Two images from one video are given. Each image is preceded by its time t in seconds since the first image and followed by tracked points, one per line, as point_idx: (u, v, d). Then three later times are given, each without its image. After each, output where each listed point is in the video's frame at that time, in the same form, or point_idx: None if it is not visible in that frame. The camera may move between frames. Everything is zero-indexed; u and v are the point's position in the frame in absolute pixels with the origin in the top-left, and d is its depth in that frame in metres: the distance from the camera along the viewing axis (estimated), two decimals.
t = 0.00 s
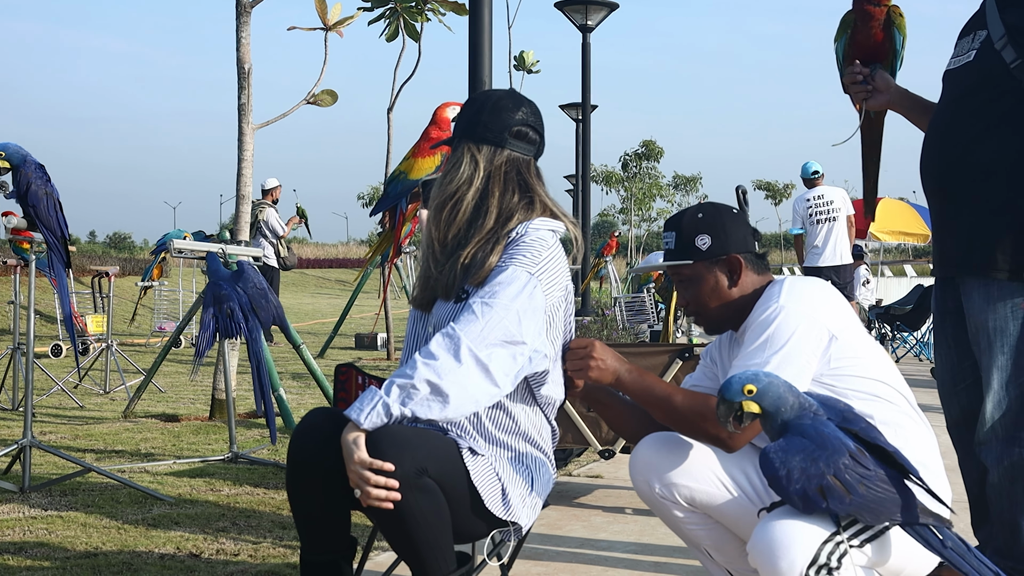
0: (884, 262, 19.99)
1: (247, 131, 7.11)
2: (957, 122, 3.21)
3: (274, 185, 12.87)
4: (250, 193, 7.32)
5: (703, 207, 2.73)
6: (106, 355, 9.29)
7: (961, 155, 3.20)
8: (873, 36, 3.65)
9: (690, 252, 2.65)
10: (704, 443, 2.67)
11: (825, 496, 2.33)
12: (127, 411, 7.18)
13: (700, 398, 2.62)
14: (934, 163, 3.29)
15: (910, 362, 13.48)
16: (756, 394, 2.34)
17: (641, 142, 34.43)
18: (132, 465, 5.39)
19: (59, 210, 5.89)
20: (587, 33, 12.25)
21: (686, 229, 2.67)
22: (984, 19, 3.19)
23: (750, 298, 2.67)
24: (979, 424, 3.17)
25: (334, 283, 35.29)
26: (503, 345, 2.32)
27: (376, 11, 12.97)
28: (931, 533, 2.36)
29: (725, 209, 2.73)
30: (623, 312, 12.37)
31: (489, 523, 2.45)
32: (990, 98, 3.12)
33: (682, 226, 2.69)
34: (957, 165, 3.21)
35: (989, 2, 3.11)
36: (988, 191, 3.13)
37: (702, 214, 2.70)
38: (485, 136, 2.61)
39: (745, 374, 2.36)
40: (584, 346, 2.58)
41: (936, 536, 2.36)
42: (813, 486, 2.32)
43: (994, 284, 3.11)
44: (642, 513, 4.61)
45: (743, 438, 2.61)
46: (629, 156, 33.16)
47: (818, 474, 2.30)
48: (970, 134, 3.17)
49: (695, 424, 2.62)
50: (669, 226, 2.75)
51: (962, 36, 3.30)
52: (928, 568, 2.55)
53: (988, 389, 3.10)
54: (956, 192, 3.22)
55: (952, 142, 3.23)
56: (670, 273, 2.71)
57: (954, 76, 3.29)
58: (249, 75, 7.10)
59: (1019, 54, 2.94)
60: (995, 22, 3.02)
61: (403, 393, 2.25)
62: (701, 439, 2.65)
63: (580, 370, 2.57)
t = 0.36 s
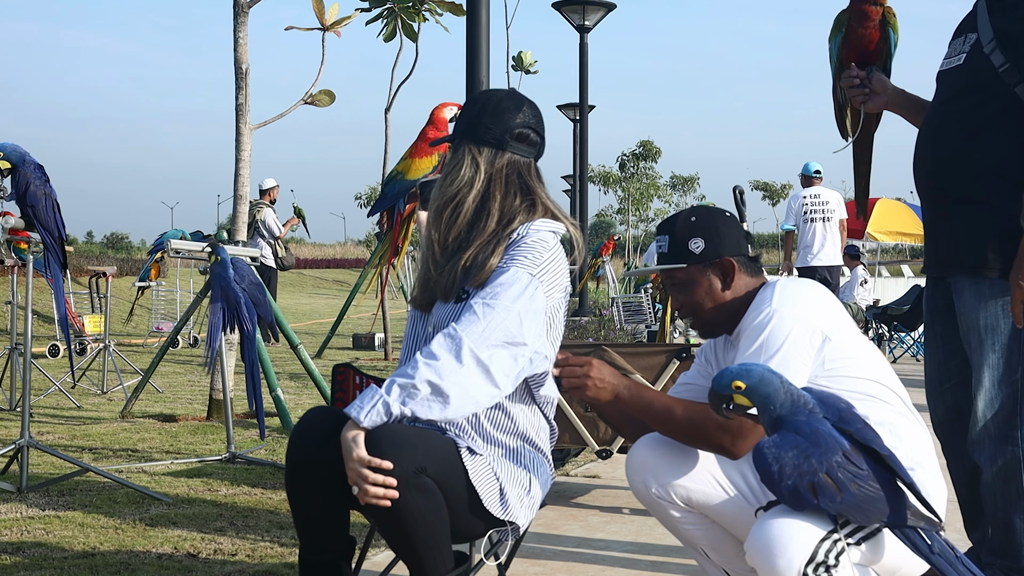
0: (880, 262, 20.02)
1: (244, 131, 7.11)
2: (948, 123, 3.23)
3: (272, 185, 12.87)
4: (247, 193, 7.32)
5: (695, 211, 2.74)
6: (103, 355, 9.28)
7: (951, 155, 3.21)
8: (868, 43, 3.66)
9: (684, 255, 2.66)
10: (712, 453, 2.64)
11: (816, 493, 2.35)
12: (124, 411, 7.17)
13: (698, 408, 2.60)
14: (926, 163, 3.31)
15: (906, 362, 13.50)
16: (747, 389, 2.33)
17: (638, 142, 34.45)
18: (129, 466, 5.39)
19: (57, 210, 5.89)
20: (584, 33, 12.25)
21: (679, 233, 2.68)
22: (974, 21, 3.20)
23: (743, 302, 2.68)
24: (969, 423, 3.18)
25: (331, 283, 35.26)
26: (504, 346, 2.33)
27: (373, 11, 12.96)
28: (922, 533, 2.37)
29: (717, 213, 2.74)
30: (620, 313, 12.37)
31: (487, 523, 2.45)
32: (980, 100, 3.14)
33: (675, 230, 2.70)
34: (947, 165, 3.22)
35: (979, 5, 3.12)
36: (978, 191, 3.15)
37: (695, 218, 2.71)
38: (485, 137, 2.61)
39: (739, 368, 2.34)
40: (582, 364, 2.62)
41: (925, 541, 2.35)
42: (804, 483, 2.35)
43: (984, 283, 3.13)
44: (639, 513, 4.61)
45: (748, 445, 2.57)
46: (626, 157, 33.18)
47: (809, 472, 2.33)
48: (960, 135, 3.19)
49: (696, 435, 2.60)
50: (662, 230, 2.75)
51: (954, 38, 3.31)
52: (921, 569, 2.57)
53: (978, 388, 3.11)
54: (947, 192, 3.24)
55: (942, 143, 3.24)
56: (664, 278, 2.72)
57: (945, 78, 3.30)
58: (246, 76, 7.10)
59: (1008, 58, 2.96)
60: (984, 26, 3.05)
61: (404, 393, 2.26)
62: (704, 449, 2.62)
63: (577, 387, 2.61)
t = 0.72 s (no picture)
0: (877, 262, 20.02)
1: (241, 129, 7.10)
2: (947, 122, 3.24)
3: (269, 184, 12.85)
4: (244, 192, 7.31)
5: (695, 210, 2.73)
6: (100, 354, 9.27)
7: (950, 155, 3.22)
8: (864, 41, 3.64)
9: (684, 255, 2.65)
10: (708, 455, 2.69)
11: (803, 485, 2.36)
12: (121, 410, 7.15)
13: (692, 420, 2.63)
14: (925, 162, 3.31)
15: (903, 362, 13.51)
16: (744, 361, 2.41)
17: (635, 142, 34.46)
18: (126, 464, 5.37)
19: (54, 208, 5.88)
20: (581, 32, 12.25)
21: (679, 232, 2.67)
22: (973, 21, 3.21)
23: (743, 302, 2.68)
24: (967, 421, 3.18)
25: (327, 282, 35.23)
26: (506, 346, 2.33)
27: (370, 10, 12.95)
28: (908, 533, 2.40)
29: (717, 212, 2.73)
30: (617, 312, 12.38)
31: (485, 522, 2.45)
32: (979, 100, 3.14)
33: (675, 229, 2.69)
34: (947, 165, 3.23)
35: (977, 5, 3.13)
36: (977, 191, 3.16)
37: (695, 217, 2.70)
38: (486, 136, 2.61)
39: (753, 340, 2.40)
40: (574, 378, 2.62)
41: (915, 542, 2.39)
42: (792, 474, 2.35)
43: (984, 281, 3.13)
44: (637, 512, 4.61)
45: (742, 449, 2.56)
46: (623, 156, 33.18)
47: (797, 463, 2.33)
48: (959, 134, 3.19)
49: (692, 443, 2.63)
50: (661, 229, 2.74)
51: (953, 38, 3.32)
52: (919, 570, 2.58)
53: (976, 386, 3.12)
54: (946, 191, 3.24)
55: (941, 142, 3.25)
56: (663, 277, 2.71)
57: (945, 78, 3.30)
58: (243, 74, 7.09)
59: (1008, 58, 2.96)
60: (982, 26, 3.05)
61: (405, 391, 2.25)
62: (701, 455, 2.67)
63: (568, 404, 2.62)
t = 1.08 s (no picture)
0: (874, 263, 20.03)
1: (238, 130, 7.10)
2: (946, 121, 3.24)
3: (267, 186, 12.84)
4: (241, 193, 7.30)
5: (698, 207, 2.72)
6: (97, 354, 9.26)
7: (949, 153, 3.22)
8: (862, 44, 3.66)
9: (685, 253, 2.65)
10: (711, 461, 2.72)
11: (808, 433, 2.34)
12: (118, 411, 7.14)
13: (688, 426, 2.64)
14: (924, 161, 3.31)
15: (900, 362, 13.51)
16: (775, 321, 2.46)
17: (632, 142, 34.47)
18: (123, 465, 5.36)
19: (50, 208, 5.85)
20: (578, 33, 12.25)
21: (680, 230, 2.66)
22: (972, 22, 3.21)
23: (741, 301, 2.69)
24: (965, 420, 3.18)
25: (325, 283, 35.20)
26: (505, 344, 2.33)
27: (367, 10, 12.95)
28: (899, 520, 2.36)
29: (719, 211, 2.73)
30: (614, 312, 12.37)
31: (483, 521, 2.45)
32: (978, 99, 3.15)
33: (676, 225, 2.68)
34: (947, 163, 3.23)
35: (976, 5, 3.14)
36: (976, 188, 3.16)
37: (697, 214, 2.69)
38: (485, 133, 2.60)
39: (777, 302, 2.45)
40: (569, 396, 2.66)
41: (905, 527, 2.34)
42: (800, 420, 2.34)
43: (984, 280, 3.13)
44: (634, 512, 4.61)
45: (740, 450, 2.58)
46: (620, 157, 33.19)
47: (808, 408, 2.32)
48: (958, 134, 3.20)
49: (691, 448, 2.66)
50: (662, 225, 2.73)
51: (951, 39, 3.32)
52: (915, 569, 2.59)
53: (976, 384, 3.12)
54: (945, 188, 3.24)
55: (941, 141, 3.25)
56: (661, 274, 2.70)
57: (944, 78, 3.31)
58: (240, 74, 7.08)
59: (1007, 56, 2.97)
60: (982, 26, 3.06)
61: (403, 389, 2.25)
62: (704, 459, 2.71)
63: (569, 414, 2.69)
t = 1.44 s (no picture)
0: (871, 262, 20.06)
1: (236, 129, 7.09)
2: (944, 121, 3.24)
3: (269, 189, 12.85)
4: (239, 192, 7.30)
5: (697, 207, 2.74)
6: (94, 354, 9.25)
7: (948, 152, 3.22)
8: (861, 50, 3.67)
9: (683, 251, 2.65)
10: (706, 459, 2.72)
11: (780, 425, 2.40)
12: (115, 410, 7.14)
13: (688, 425, 2.63)
14: (922, 161, 3.31)
15: (897, 361, 13.52)
16: (784, 314, 2.49)
17: (629, 141, 34.50)
18: (120, 464, 5.36)
19: (48, 208, 5.85)
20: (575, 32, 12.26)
21: (679, 228, 2.66)
22: (968, 21, 3.22)
23: (737, 301, 2.69)
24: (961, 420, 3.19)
25: (322, 282, 35.19)
26: (503, 344, 2.33)
27: (364, 9, 12.95)
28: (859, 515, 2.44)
29: (718, 210, 2.74)
30: (611, 311, 12.37)
31: (480, 520, 2.45)
32: (977, 98, 3.15)
33: (676, 224, 2.68)
34: (945, 162, 3.23)
35: (973, 5, 3.15)
36: (974, 187, 3.17)
37: (696, 213, 2.71)
38: (486, 132, 2.61)
39: (786, 292, 2.50)
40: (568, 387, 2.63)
41: (855, 520, 2.43)
42: (773, 412, 2.40)
43: (982, 280, 3.14)
44: (631, 511, 4.62)
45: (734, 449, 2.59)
46: (617, 156, 33.21)
47: (781, 401, 2.38)
48: (955, 134, 3.20)
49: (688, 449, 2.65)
50: (660, 223, 2.74)
51: (948, 39, 3.33)
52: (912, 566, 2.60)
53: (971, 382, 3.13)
54: (944, 186, 3.24)
55: (939, 140, 3.25)
56: (658, 273, 2.70)
57: (941, 78, 3.31)
58: (237, 74, 7.08)
59: (1005, 56, 2.98)
60: (979, 25, 3.07)
61: (401, 389, 2.25)
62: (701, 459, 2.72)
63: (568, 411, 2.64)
